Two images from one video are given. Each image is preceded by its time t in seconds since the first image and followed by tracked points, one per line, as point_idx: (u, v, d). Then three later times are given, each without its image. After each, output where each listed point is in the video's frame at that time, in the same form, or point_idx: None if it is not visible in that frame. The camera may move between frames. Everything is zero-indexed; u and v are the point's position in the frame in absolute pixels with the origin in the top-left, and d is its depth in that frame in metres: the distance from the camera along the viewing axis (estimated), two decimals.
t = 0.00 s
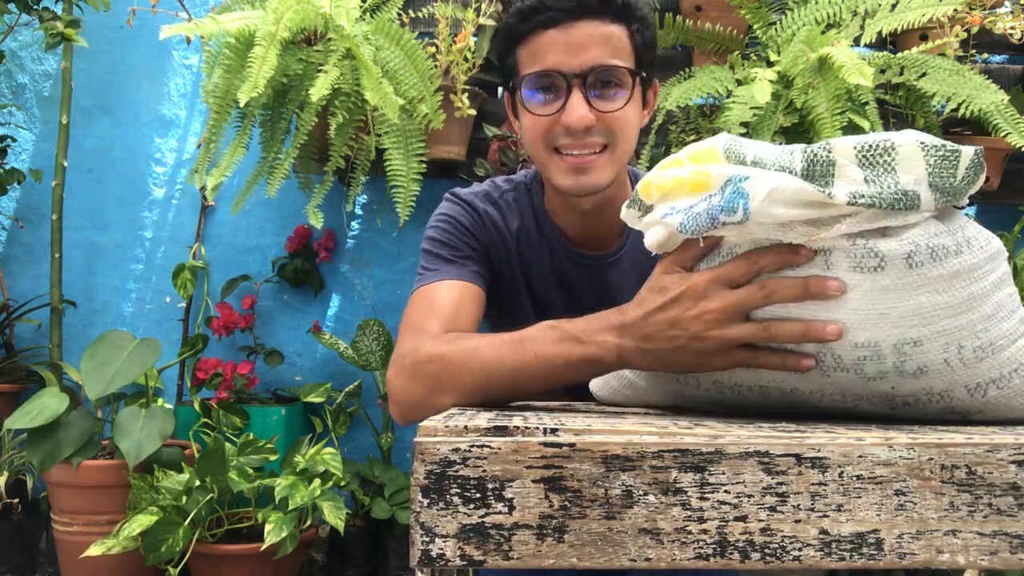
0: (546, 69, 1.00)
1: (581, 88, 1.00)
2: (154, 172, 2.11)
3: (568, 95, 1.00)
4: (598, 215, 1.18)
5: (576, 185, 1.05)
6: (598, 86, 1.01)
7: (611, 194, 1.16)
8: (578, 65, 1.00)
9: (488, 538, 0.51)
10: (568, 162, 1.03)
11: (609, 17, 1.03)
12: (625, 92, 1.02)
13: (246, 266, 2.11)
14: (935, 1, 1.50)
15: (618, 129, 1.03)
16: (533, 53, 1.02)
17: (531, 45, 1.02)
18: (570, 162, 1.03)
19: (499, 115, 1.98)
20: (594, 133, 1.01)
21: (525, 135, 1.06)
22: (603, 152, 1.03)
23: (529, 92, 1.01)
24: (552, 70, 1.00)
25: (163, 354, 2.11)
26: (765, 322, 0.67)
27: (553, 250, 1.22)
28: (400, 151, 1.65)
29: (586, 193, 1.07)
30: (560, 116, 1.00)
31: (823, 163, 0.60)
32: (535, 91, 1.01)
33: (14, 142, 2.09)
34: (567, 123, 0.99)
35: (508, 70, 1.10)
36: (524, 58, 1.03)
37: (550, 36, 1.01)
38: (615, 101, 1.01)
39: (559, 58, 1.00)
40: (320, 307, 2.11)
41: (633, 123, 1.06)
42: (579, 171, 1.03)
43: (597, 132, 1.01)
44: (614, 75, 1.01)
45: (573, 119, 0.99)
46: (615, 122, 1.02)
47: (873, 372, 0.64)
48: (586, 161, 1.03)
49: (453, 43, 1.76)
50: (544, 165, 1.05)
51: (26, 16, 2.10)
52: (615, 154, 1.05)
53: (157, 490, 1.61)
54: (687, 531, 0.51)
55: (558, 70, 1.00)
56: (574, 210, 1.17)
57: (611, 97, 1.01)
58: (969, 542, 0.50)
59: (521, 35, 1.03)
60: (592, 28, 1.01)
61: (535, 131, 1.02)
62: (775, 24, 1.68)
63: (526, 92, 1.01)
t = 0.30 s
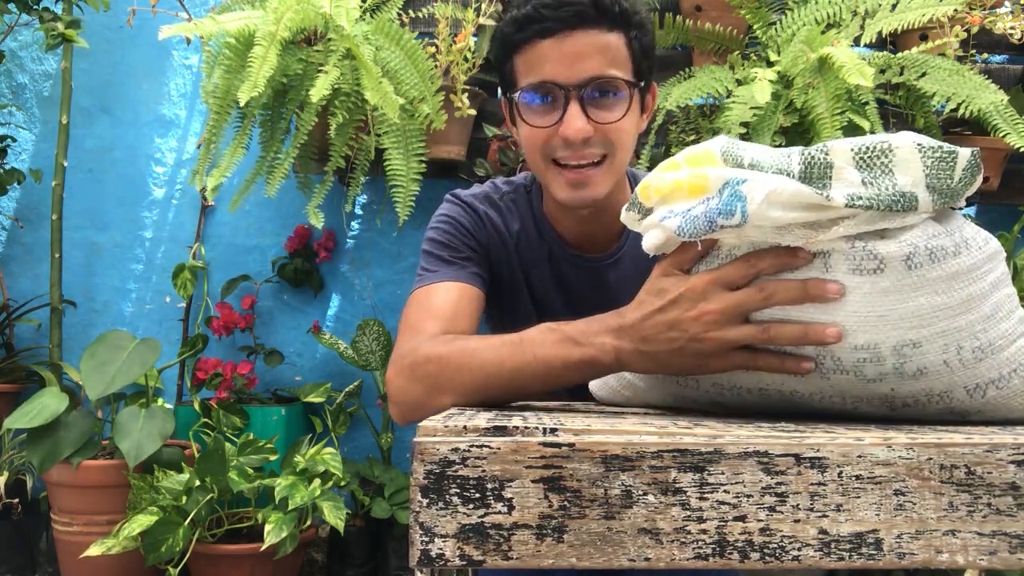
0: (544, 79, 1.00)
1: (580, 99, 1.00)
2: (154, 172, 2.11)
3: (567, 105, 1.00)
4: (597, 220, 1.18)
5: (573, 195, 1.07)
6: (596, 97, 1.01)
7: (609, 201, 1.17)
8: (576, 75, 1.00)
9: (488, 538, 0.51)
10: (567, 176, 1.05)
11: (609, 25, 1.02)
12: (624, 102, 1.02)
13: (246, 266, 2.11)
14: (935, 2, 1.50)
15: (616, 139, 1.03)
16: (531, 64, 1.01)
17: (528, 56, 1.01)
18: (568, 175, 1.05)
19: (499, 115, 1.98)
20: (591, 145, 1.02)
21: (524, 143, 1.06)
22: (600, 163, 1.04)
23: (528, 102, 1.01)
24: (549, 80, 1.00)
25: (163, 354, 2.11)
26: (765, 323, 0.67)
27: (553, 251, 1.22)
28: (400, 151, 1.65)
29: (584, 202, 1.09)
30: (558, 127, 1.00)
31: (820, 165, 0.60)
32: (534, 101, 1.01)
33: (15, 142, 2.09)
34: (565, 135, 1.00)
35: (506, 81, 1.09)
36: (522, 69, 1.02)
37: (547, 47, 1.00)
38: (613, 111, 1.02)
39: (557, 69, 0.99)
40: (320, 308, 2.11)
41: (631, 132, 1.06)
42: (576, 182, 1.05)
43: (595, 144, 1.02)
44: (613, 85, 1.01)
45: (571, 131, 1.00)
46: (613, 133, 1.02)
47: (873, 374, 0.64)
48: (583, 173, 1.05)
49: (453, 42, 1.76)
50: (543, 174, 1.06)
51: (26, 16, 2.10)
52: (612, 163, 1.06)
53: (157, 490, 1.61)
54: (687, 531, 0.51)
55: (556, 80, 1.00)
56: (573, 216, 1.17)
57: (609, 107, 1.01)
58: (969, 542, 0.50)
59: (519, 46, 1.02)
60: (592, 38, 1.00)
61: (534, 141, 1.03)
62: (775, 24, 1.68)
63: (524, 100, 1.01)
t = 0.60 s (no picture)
0: (543, 82, 1.00)
1: (579, 103, 1.00)
2: (154, 172, 2.11)
3: (565, 109, 1.00)
4: (593, 225, 1.18)
5: (573, 199, 1.04)
6: (595, 101, 1.01)
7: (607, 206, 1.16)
8: (575, 79, 1.00)
9: (488, 538, 0.51)
10: (564, 178, 1.03)
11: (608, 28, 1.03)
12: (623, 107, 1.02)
13: (246, 266, 2.11)
14: (935, 1, 1.50)
15: (616, 144, 1.03)
16: (529, 65, 1.01)
17: (526, 57, 1.01)
18: (566, 178, 1.03)
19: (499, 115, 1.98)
20: (591, 149, 1.01)
21: (522, 148, 1.05)
22: (601, 167, 1.03)
23: (526, 106, 1.01)
24: (548, 84, 0.99)
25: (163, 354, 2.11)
26: (766, 326, 0.67)
27: (549, 252, 1.22)
28: (400, 152, 1.65)
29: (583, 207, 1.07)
30: (557, 130, 1.00)
31: (820, 167, 0.60)
32: (532, 104, 1.00)
33: (15, 142, 2.09)
34: (565, 139, 0.99)
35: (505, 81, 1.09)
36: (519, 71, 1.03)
37: (546, 49, 1.00)
38: (612, 115, 1.01)
39: (555, 72, 1.00)
40: (319, 308, 2.11)
41: (630, 137, 1.06)
42: (576, 186, 1.03)
43: (595, 148, 1.01)
44: (612, 89, 1.01)
45: (570, 134, 0.99)
46: (613, 137, 1.02)
47: (874, 376, 0.65)
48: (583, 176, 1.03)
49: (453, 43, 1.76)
50: (542, 179, 1.04)
51: (26, 16, 2.10)
52: (612, 168, 1.05)
53: (157, 490, 1.61)
54: (687, 531, 0.51)
55: (555, 83, 1.00)
56: (570, 220, 1.17)
57: (609, 111, 1.01)
58: (969, 542, 0.50)
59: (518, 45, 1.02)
60: (591, 41, 1.00)
61: (534, 145, 1.02)
62: (775, 24, 1.68)
63: (522, 104, 1.01)
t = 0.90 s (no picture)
0: (536, 75, 1.00)
1: (572, 95, 1.00)
2: (154, 172, 2.11)
3: (558, 101, 1.00)
4: (588, 224, 1.18)
5: (567, 193, 1.03)
6: (588, 94, 1.01)
7: (603, 204, 1.16)
8: (568, 72, 1.00)
9: (488, 538, 0.51)
10: (557, 171, 1.02)
11: (601, 24, 1.03)
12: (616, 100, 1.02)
13: (246, 266, 2.11)
14: (935, 1, 1.50)
15: (611, 137, 1.02)
16: (523, 60, 1.01)
17: (520, 51, 1.02)
18: (559, 170, 1.02)
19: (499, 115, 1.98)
20: (584, 141, 1.00)
21: (516, 144, 1.05)
22: (595, 160, 1.02)
23: (520, 100, 1.01)
24: (541, 77, 1.00)
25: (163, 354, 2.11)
26: (766, 326, 0.67)
27: (546, 252, 1.22)
28: (401, 151, 1.65)
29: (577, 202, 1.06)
30: (550, 123, 0.99)
31: (820, 168, 0.60)
32: (525, 98, 1.00)
33: (15, 142, 2.09)
34: (558, 132, 0.99)
35: (498, 77, 1.09)
36: (513, 65, 1.03)
37: (539, 42, 1.00)
38: (606, 108, 1.01)
39: (549, 66, 1.00)
40: (319, 308, 2.11)
41: (625, 131, 1.05)
42: (569, 179, 1.02)
43: (588, 140, 1.00)
44: (605, 82, 1.01)
45: (563, 127, 0.98)
46: (607, 130, 1.01)
47: (874, 376, 0.65)
48: (576, 169, 1.01)
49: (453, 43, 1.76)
50: (535, 173, 1.03)
51: (26, 16, 2.10)
52: (607, 162, 1.04)
53: (157, 490, 1.61)
54: (687, 531, 0.51)
55: (548, 76, 1.00)
56: (566, 219, 1.17)
57: (602, 104, 1.01)
58: (969, 542, 0.50)
59: (512, 41, 1.03)
60: (583, 35, 1.01)
61: (527, 139, 1.02)
62: (775, 24, 1.68)
63: (516, 99, 1.01)
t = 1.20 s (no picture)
0: (535, 82, 1.00)
1: (571, 103, 1.00)
2: (154, 172, 2.11)
3: (558, 108, 1.00)
4: (586, 228, 1.18)
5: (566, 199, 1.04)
6: (588, 101, 1.01)
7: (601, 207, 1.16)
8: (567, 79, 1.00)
9: (488, 538, 0.51)
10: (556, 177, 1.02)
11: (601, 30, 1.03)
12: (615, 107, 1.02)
13: (246, 266, 2.11)
14: (935, 1, 1.50)
15: (610, 144, 1.02)
16: (523, 66, 1.01)
17: (520, 57, 1.01)
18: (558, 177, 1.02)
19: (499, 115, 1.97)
20: (583, 148, 1.01)
21: (515, 149, 1.05)
22: (594, 167, 1.02)
23: (519, 106, 1.01)
24: (541, 84, 0.99)
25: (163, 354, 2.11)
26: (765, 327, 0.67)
27: (544, 252, 1.22)
28: (401, 152, 1.65)
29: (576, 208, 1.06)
30: (550, 130, 1.00)
31: (819, 169, 0.60)
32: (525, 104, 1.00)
33: (15, 142, 2.09)
34: (557, 139, 0.99)
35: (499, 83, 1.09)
36: (512, 71, 1.03)
37: (539, 49, 1.00)
38: (606, 115, 1.01)
39: (549, 72, 0.99)
40: (319, 307, 2.11)
41: (624, 138, 1.05)
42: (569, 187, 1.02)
43: (587, 148, 1.01)
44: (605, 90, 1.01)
45: (562, 134, 0.98)
46: (606, 137, 1.01)
47: (874, 377, 0.65)
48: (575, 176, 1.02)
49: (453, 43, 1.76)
50: (534, 179, 1.04)
51: (26, 16, 2.10)
52: (605, 169, 1.04)
53: (157, 490, 1.61)
54: (687, 531, 0.51)
55: (548, 83, 1.00)
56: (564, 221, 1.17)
57: (602, 111, 1.01)
58: (969, 542, 0.50)
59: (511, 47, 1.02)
60: (582, 42, 1.00)
61: (526, 145, 1.02)
62: (775, 24, 1.68)
63: (516, 104, 1.01)
